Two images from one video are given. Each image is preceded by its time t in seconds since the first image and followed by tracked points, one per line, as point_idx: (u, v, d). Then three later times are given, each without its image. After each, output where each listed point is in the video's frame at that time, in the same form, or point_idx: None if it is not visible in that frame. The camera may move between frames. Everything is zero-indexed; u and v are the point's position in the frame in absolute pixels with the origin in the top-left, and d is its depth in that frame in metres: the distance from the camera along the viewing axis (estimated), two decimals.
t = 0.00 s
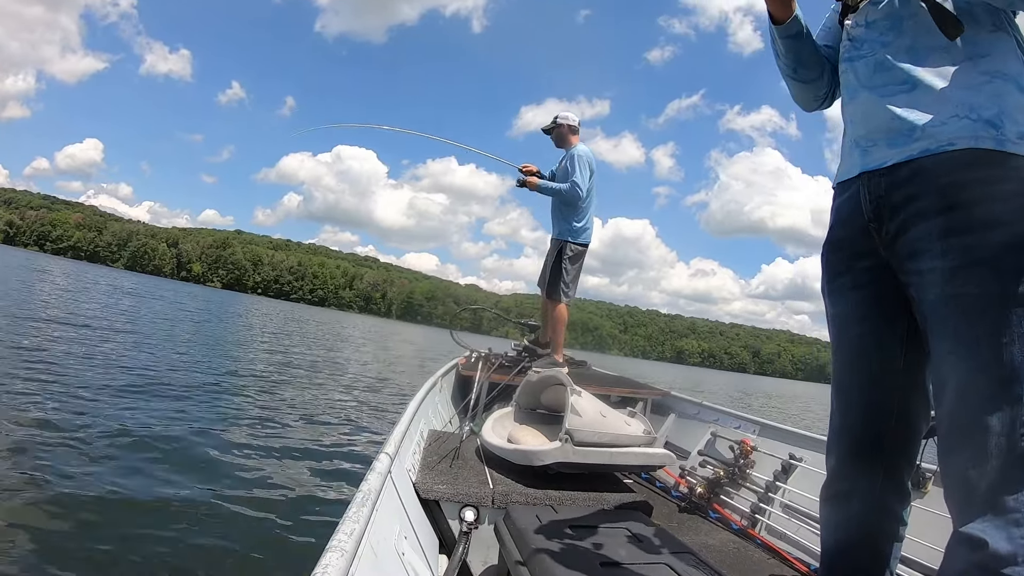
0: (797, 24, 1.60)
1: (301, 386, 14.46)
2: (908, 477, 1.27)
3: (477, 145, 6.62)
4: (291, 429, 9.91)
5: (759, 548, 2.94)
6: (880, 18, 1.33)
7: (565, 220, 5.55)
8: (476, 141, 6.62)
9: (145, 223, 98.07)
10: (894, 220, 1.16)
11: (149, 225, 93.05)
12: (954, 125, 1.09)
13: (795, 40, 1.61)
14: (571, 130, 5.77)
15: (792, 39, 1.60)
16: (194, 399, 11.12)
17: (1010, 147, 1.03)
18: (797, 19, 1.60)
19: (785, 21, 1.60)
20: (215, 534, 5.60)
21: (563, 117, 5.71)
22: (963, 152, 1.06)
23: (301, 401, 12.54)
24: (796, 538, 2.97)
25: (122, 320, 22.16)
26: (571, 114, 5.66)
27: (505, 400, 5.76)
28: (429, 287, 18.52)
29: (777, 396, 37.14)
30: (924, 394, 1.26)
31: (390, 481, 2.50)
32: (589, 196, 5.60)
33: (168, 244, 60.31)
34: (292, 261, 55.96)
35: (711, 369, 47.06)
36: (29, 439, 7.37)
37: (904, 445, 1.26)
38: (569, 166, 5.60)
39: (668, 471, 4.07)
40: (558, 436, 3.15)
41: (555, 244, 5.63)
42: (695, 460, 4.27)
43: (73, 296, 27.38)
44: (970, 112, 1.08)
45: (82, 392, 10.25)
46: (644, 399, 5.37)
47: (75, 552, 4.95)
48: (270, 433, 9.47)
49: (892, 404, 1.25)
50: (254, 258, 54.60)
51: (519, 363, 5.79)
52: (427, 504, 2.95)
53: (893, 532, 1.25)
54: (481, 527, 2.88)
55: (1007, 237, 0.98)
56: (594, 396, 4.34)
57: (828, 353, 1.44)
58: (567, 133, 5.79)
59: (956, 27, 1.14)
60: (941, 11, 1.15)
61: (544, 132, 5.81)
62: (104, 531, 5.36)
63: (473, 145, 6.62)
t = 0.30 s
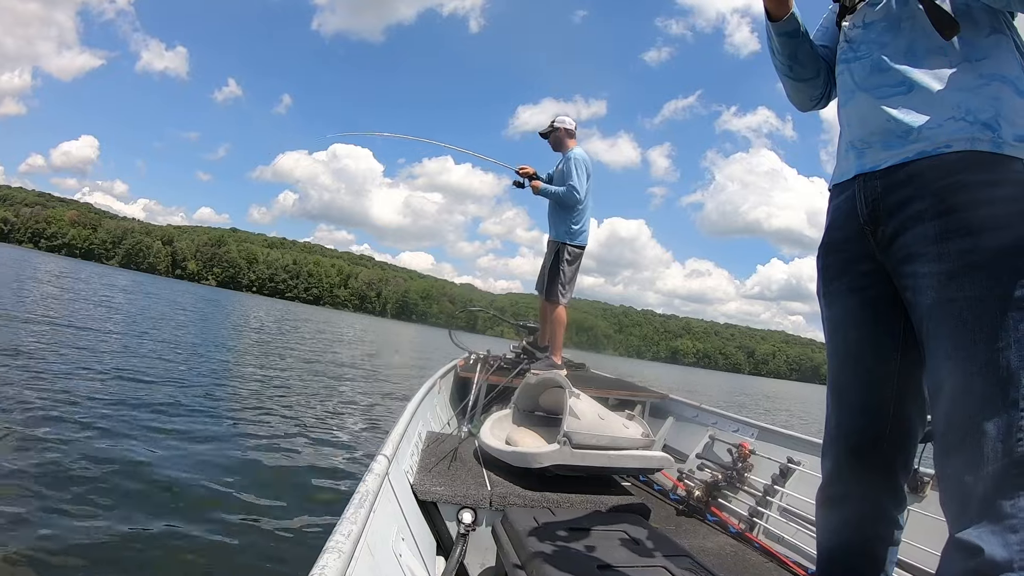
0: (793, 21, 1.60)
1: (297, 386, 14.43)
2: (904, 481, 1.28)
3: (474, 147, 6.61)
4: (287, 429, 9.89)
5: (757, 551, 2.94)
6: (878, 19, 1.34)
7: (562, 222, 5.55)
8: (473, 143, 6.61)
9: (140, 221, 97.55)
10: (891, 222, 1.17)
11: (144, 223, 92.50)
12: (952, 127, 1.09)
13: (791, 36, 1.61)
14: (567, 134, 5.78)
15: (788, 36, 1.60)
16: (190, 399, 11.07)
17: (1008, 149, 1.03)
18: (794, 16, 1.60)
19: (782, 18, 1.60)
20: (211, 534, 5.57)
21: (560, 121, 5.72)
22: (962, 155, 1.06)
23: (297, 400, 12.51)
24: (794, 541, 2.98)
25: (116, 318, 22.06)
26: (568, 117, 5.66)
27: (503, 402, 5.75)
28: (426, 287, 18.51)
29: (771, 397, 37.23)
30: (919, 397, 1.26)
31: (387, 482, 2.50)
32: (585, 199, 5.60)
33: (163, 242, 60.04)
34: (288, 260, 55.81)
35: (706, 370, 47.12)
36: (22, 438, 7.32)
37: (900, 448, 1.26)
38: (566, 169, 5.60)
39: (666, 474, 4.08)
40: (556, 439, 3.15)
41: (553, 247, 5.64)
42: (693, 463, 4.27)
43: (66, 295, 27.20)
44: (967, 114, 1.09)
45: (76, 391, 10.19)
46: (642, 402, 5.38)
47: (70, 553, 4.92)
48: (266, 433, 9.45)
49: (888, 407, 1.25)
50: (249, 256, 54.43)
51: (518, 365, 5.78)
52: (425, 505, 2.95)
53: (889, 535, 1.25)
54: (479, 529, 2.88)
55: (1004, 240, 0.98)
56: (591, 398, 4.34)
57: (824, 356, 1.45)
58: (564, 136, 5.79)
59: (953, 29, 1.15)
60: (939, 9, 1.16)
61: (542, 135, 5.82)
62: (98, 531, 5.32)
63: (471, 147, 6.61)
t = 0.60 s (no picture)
0: (791, 18, 1.60)
1: (294, 385, 14.40)
2: (900, 481, 1.28)
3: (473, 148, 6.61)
4: (285, 428, 9.87)
5: (757, 552, 2.95)
6: (874, 17, 1.34)
7: (560, 223, 5.54)
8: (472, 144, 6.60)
9: (137, 218, 97.20)
10: (886, 220, 1.17)
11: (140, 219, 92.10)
12: (948, 124, 1.09)
13: (789, 33, 1.61)
14: (566, 135, 5.78)
15: (786, 32, 1.60)
16: (187, 397, 11.05)
17: (1004, 146, 1.02)
18: (791, 13, 1.60)
19: (780, 15, 1.60)
20: (210, 533, 5.57)
21: (558, 122, 5.72)
22: (958, 151, 1.06)
23: (294, 399, 12.48)
24: (794, 542, 2.99)
25: (112, 316, 21.97)
26: (567, 118, 5.66)
27: (503, 402, 5.75)
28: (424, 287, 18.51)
29: (768, 397, 37.30)
30: (915, 396, 1.27)
31: (387, 482, 2.50)
32: (584, 199, 5.61)
33: (159, 240, 59.83)
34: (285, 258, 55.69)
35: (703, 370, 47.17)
36: (19, 436, 7.29)
37: (896, 447, 1.26)
38: (565, 170, 5.60)
39: (666, 474, 4.09)
40: (556, 440, 3.15)
41: (552, 247, 5.64)
42: (693, 463, 4.28)
43: (61, 291, 27.06)
44: (964, 111, 1.09)
45: (72, 389, 10.14)
46: (642, 402, 5.39)
47: (69, 553, 4.90)
48: (264, 432, 9.43)
49: (884, 406, 1.26)
50: (245, 255, 54.27)
51: (517, 366, 5.78)
52: (425, 506, 2.95)
53: (885, 536, 1.26)
54: (479, 530, 2.88)
55: (1000, 238, 0.99)
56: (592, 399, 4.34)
57: (819, 356, 1.45)
58: (562, 138, 5.79)
59: (949, 26, 1.15)
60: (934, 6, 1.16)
61: (540, 137, 5.81)
62: (98, 531, 5.30)
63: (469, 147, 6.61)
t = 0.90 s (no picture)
0: (793, 12, 1.60)
1: (292, 382, 14.37)
2: (900, 477, 1.28)
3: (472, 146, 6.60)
4: (283, 425, 9.86)
5: (759, 549, 2.96)
6: (875, 13, 1.35)
7: (562, 222, 5.56)
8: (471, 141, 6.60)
9: (132, 214, 96.76)
10: (884, 214, 1.17)
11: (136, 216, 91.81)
12: (947, 117, 1.09)
13: (791, 26, 1.61)
14: (566, 133, 5.78)
15: (787, 26, 1.61)
16: (184, 395, 11.02)
17: (1002, 140, 1.03)
18: (793, 7, 1.60)
19: (782, 8, 1.60)
20: (210, 530, 5.56)
21: (559, 120, 5.72)
22: (956, 145, 1.06)
23: (292, 397, 12.46)
24: (796, 539, 3.00)
25: (108, 313, 21.87)
26: (567, 117, 5.67)
27: (504, 401, 5.76)
28: (421, 285, 18.51)
29: (764, 397, 37.34)
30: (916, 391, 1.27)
31: (390, 482, 2.51)
32: (585, 197, 5.61)
33: (155, 237, 59.60)
34: (282, 256, 55.58)
35: (699, 370, 47.23)
36: (16, 433, 7.26)
37: (895, 443, 1.27)
38: (565, 168, 5.60)
39: (668, 472, 4.09)
40: (558, 438, 3.16)
41: (552, 245, 5.64)
42: (694, 461, 4.29)
43: (55, 288, 26.92)
44: (962, 105, 1.09)
45: (69, 386, 10.10)
46: (643, 400, 5.40)
47: (69, 551, 4.88)
48: (261, 429, 9.41)
49: (883, 403, 1.26)
50: (242, 252, 54.14)
51: (518, 365, 5.78)
52: (427, 505, 2.95)
53: (885, 532, 1.26)
54: (481, 529, 2.89)
55: (999, 231, 0.99)
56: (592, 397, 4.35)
57: (818, 352, 1.46)
58: (562, 136, 5.80)
59: (949, 21, 1.15)
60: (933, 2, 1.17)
61: (540, 135, 5.82)
62: (97, 529, 5.28)
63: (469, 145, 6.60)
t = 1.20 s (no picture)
0: (791, 9, 1.60)
1: (290, 380, 14.36)
2: (896, 476, 1.28)
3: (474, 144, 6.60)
4: (280, 423, 9.84)
5: (758, 549, 2.96)
6: (871, 10, 1.35)
7: (563, 221, 5.57)
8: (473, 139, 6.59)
9: (129, 211, 96.50)
10: (877, 213, 1.18)
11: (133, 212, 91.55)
12: (940, 116, 1.10)
13: (790, 24, 1.61)
14: (567, 132, 5.78)
15: (785, 23, 1.61)
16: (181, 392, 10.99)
17: (996, 137, 1.03)
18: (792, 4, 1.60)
19: (780, 6, 1.60)
20: (207, 529, 5.56)
21: (560, 119, 5.72)
22: (949, 142, 1.06)
23: (290, 395, 12.44)
24: (795, 539, 3.00)
25: (105, 310, 21.79)
26: (568, 115, 5.67)
27: (504, 400, 5.76)
28: (419, 283, 18.51)
29: (761, 398, 37.38)
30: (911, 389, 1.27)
31: (389, 481, 2.50)
32: (585, 196, 5.61)
33: (153, 234, 59.43)
34: (280, 254, 55.48)
35: (696, 370, 47.25)
36: (12, 430, 7.22)
37: (890, 441, 1.27)
38: (566, 167, 5.61)
39: (667, 472, 4.10)
40: (557, 436, 3.16)
41: (553, 244, 5.64)
42: (694, 460, 4.30)
43: (51, 283, 26.81)
44: (956, 102, 1.09)
45: (65, 382, 10.05)
46: (643, 399, 5.41)
47: (66, 551, 4.86)
48: (259, 427, 9.40)
49: (878, 402, 1.26)
50: (239, 249, 54.03)
51: (518, 364, 5.79)
52: (427, 504, 2.95)
53: (881, 532, 1.27)
54: (480, 528, 2.88)
55: (992, 230, 0.99)
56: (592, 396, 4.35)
57: (814, 351, 1.46)
58: (564, 135, 5.79)
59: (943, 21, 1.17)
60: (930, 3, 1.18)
61: (542, 133, 5.81)
62: (94, 528, 5.26)
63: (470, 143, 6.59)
